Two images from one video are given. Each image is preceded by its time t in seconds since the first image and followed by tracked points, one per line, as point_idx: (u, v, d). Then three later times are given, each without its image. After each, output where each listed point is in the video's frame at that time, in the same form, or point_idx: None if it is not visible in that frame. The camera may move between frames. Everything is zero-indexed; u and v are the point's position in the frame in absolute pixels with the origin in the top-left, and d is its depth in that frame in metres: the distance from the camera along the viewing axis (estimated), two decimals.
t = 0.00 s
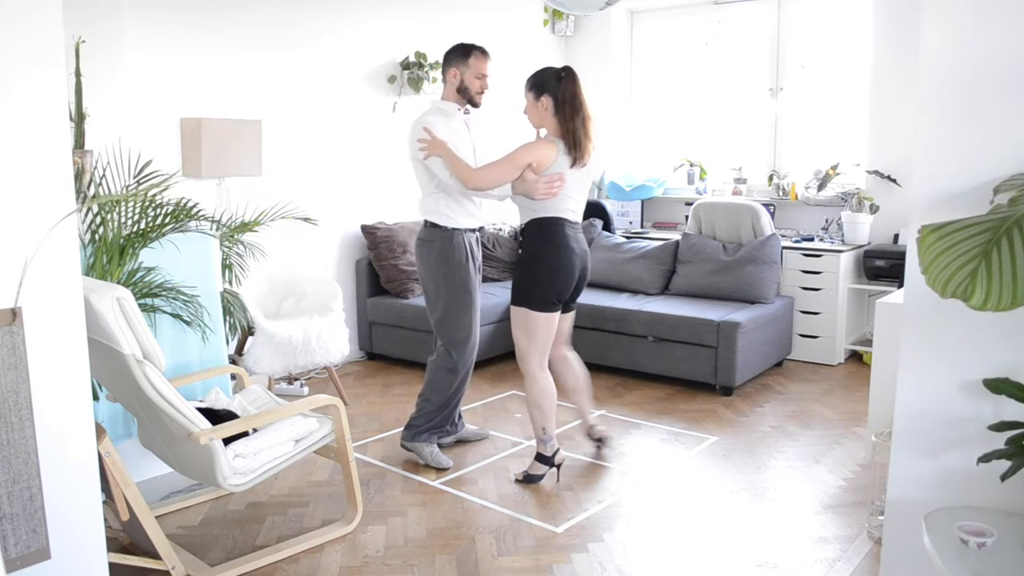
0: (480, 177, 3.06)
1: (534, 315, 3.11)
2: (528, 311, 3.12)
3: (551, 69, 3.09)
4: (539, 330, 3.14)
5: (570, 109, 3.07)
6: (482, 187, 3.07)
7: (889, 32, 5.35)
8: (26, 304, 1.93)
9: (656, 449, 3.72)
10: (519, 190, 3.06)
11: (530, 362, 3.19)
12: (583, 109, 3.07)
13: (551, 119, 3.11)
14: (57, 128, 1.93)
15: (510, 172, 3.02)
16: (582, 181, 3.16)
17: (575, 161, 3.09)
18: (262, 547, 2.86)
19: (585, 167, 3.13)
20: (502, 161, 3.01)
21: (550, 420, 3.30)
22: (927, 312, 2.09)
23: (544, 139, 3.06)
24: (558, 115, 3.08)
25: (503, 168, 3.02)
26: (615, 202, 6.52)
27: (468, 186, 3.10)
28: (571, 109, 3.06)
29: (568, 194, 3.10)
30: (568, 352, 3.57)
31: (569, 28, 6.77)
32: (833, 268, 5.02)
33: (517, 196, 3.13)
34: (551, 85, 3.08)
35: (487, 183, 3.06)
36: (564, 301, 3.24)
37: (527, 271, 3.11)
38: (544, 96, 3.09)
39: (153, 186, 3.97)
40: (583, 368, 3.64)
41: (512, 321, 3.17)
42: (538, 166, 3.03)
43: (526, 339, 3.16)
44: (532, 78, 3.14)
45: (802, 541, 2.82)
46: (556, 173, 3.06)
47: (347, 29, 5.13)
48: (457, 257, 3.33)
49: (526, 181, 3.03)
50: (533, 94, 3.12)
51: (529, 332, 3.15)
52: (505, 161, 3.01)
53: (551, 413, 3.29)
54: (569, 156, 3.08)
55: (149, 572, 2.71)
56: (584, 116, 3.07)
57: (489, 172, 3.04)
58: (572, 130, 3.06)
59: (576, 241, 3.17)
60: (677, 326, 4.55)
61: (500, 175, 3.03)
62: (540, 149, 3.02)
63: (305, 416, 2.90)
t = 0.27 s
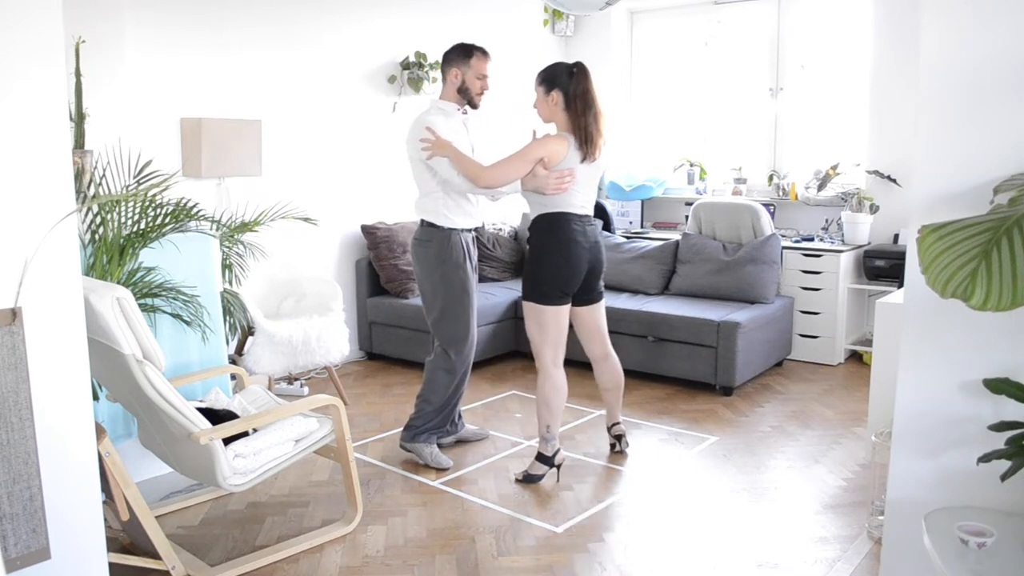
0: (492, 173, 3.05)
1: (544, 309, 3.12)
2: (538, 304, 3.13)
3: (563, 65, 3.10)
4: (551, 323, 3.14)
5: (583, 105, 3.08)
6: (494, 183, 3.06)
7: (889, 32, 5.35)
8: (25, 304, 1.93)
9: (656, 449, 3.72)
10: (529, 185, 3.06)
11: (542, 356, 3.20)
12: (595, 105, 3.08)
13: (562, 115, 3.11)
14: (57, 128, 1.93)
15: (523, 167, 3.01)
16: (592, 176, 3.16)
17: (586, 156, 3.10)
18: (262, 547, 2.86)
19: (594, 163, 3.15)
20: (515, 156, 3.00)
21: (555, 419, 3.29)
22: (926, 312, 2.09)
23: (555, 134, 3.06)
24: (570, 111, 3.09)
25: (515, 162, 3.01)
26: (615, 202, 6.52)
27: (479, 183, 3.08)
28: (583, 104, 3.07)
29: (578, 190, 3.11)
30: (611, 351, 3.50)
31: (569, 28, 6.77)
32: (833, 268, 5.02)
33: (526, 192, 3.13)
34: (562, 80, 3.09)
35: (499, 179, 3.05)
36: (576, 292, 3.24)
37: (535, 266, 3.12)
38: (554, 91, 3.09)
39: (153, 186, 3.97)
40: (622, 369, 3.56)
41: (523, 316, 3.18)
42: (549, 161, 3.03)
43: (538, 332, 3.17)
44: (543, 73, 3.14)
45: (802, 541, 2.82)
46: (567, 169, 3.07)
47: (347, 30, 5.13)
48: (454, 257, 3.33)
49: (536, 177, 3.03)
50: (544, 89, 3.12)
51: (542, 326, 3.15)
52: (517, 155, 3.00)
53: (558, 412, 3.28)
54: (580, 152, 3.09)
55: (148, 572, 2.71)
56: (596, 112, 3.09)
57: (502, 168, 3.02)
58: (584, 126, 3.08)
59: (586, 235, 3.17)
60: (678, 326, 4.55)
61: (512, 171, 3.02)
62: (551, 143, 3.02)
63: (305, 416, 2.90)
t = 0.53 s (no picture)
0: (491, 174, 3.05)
1: (542, 310, 3.12)
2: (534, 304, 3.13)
3: (564, 66, 3.10)
4: (546, 326, 3.14)
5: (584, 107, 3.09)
6: (494, 185, 3.06)
7: (889, 32, 5.35)
8: (25, 304, 1.93)
9: (656, 449, 3.72)
10: (527, 187, 3.07)
11: (536, 357, 3.20)
12: (595, 107, 3.09)
13: (562, 116, 3.12)
14: (57, 128, 1.93)
15: (521, 168, 3.01)
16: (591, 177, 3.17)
17: (586, 158, 3.11)
18: (262, 547, 2.86)
19: (593, 164, 3.16)
20: (514, 157, 3.00)
21: (553, 418, 3.29)
22: (927, 312, 2.09)
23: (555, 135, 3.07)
24: (570, 111, 3.09)
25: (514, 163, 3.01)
26: (615, 202, 6.52)
27: (478, 185, 3.09)
28: (584, 106, 3.08)
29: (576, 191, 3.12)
30: (608, 351, 3.50)
31: (569, 28, 6.77)
32: (833, 268, 5.02)
33: (524, 193, 3.14)
34: (563, 81, 3.09)
35: (499, 181, 3.05)
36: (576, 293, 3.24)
37: (535, 267, 3.12)
38: (555, 91, 3.09)
39: (153, 186, 3.97)
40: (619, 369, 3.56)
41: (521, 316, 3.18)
42: (547, 162, 3.04)
43: (532, 333, 3.17)
44: (544, 73, 3.14)
45: (802, 541, 2.82)
46: (565, 170, 3.07)
47: (347, 30, 5.14)
48: (454, 256, 3.33)
49: (534, 179, 3.04)
50: (544, 89, 3.12)
51: (536, 326, 3.15)
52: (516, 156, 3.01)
53: (554, 413, 3.28)
54: (580, 153, 3.10)
55: (149, 572, 2.71)
56: (596, 113, 3.10)
57: (502, 169, 3.02)
58: (585, 127, 3.09)
59: (586, 235, 3.17)
60: (678, 326, 4.55)
61: (511, 171, 3.02)
62: (550, 144, 3.02)
63: (305, 416, 2.90)
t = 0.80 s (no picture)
0: (475, 180, 3.08)
1: (525, 318, 3.11)
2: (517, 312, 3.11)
3: (550, 70, 3.09)
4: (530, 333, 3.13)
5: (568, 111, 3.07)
6: (478, 189, 3.09)
7: (889, 32, 5.35)
8: (26, 304, 1.93)
9: (656, 449, 3.72)
10: (509, 192, 3.06)
11: (519, 364, 3.18)
12: (580, 112, 3.07)
13: (547, 120, 3.10)
14: (57, 128, 1.93)
15: (502, 173, 3.03)
16: (576, 182, 3.15)
17: (571, 163, 3.09)
18: (262, 547, 2.86)
19: (580, 170, 3.14)
20: (497, 163, 3.03)
21: (546, 420, 3.30)
22: (927, 312, 2.09)
23: (539, 139, 3.07)
24: (554, 116, 3.08)
25: (496, 168, 3.03)
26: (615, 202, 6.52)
27: (463, 190, 3.12)
28: (568, 110, 3.06)
29: (561, 197, 3.10)
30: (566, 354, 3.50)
31: (569, 28, 6.77)
32: (833, 268, 5.02)
33: (508, 198, 3.14)
34: (548, 86, 3.07)
35: (483, 185, 3.08)
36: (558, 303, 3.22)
37: (519, 274, 3.10)
38: (540, 96, 3.08)
39: (153, 186, 3.97)
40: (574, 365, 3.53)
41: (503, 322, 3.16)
42: (529, 167, 3.04)
43: (515, 340, 3.15)
44: (531, 77, 3.13)
45: (802, 541, 2.82)
46: (547, 176, 3.06)
47: (347, 30, 5.14)
48: (453, 257, 3.33)
49: (516, 184, 3.03)
50: (531, 94, 3.11)
51: (518, 333, 3.14)
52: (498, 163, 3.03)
53: (546, 414, 3.29)
54: (565, 158, 3.09)
55: (148, 572, 2.71)
56: (581, 118, 3.08)
57: (484, 174, 3.05)
58: (569, 133, 3.07)
59: (571, 244, 3.15)
60: (677, 326, 4.55)
61: (493, 176, 3.05)
62: (532, 149, 3.03)
63: (305, 416, 2.90)
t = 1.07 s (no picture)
0: (462, 181, 3.10)
1: (519, 319, 3.12)
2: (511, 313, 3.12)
3: (533, 70, 3.09)
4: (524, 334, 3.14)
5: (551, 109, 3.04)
6: (467, 190, 3.11)
7: (889, 32, 5.35)
8: (26, 304, 1.93)
9: (656, 449, 3.72)
10: (497, 194, 3.07)
11: (516, 366, 3.19)
12: (563, 110, 3.05)
13: (531, 120, 3.09)
14: (57, 128, 1.93)
15: (490, 175, 3.05)
16: (564, 183, 3.14)
17: (556, 161, 3.07)
18: (262, 547, 2.86)
19: (565, 169, 3.11)
20: (484, 163, 3.04)
21: (545, 422, 3.30)
22: (926, 312, 2.09)
23: (523, 140, 3.06)
24: (537, 115, 3.06)
25: (482, 169, 3.05)
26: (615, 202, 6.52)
27: (451, 192, 3.13)
28: (550, 108, 3.04)
29: (550, 197, 3.09)
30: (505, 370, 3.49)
31: (569, 28, 6.77)
32: (833, 268, 5.02)
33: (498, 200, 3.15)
34: (531, 85, 3.07)
35: (471, 187, 3.09)
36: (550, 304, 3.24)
37: (511, 275, 3.11)
38: (524, 96, 3.07)
39: (153, 186, 3.97)
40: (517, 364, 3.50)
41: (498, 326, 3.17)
42: (515, 168, 3.04)
43: (511, 342, 3.16)
44: (515, 78, 3.13)
45: (802, 541, 2.82)
46: (533, 176, 3.05)
47: (347, 29, 5.13)
48: (455, 257, 3.33)
49: (503, 185, 3.04)
50: (515, 94, 3.11)
51: (513, 335, 3.15)
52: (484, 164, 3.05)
53: (544, 415, 3.29)
54: (548, 157, 3.07)
55: (148, 572, 2.71)
56: (564, 116, 3.05)
57: (472, 176, 3.08)
58: (551, 131, 3.05)
59: (562, 245, 3.16)
60: (677, 326, 4.55)
61: (480, 178, 3.07)
62: (516, 151, 3.03)
63: (305, 416, 2.90)
